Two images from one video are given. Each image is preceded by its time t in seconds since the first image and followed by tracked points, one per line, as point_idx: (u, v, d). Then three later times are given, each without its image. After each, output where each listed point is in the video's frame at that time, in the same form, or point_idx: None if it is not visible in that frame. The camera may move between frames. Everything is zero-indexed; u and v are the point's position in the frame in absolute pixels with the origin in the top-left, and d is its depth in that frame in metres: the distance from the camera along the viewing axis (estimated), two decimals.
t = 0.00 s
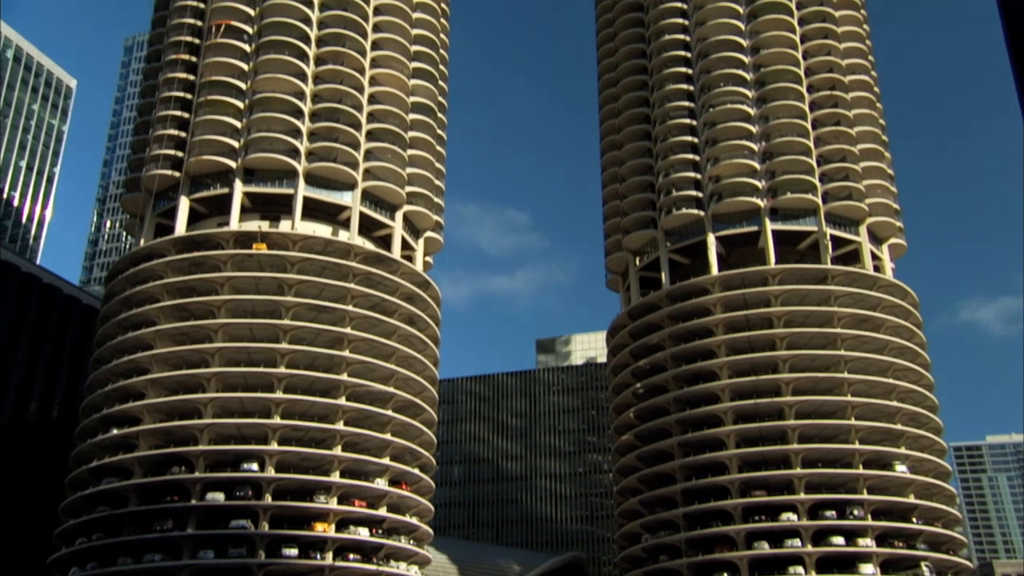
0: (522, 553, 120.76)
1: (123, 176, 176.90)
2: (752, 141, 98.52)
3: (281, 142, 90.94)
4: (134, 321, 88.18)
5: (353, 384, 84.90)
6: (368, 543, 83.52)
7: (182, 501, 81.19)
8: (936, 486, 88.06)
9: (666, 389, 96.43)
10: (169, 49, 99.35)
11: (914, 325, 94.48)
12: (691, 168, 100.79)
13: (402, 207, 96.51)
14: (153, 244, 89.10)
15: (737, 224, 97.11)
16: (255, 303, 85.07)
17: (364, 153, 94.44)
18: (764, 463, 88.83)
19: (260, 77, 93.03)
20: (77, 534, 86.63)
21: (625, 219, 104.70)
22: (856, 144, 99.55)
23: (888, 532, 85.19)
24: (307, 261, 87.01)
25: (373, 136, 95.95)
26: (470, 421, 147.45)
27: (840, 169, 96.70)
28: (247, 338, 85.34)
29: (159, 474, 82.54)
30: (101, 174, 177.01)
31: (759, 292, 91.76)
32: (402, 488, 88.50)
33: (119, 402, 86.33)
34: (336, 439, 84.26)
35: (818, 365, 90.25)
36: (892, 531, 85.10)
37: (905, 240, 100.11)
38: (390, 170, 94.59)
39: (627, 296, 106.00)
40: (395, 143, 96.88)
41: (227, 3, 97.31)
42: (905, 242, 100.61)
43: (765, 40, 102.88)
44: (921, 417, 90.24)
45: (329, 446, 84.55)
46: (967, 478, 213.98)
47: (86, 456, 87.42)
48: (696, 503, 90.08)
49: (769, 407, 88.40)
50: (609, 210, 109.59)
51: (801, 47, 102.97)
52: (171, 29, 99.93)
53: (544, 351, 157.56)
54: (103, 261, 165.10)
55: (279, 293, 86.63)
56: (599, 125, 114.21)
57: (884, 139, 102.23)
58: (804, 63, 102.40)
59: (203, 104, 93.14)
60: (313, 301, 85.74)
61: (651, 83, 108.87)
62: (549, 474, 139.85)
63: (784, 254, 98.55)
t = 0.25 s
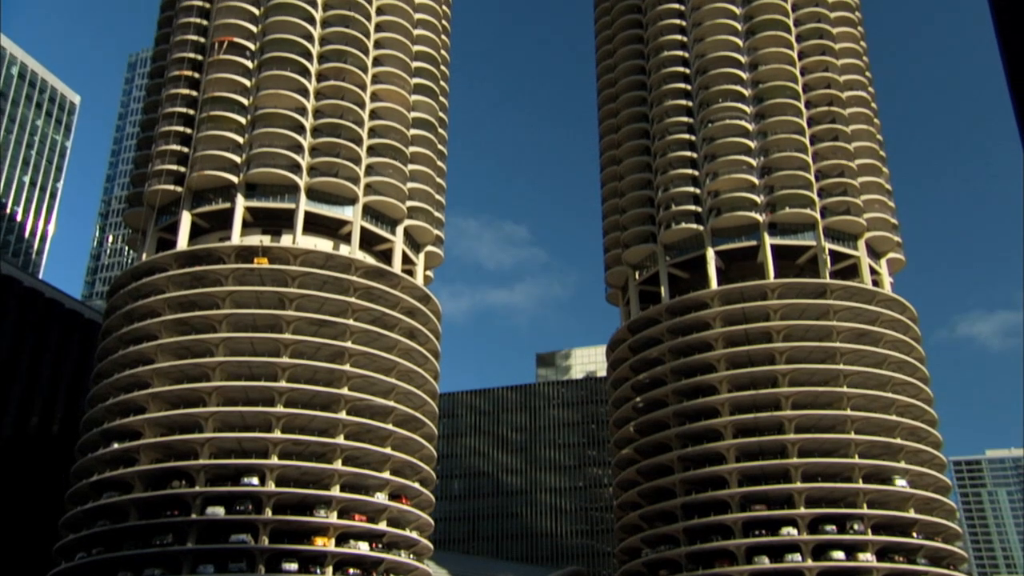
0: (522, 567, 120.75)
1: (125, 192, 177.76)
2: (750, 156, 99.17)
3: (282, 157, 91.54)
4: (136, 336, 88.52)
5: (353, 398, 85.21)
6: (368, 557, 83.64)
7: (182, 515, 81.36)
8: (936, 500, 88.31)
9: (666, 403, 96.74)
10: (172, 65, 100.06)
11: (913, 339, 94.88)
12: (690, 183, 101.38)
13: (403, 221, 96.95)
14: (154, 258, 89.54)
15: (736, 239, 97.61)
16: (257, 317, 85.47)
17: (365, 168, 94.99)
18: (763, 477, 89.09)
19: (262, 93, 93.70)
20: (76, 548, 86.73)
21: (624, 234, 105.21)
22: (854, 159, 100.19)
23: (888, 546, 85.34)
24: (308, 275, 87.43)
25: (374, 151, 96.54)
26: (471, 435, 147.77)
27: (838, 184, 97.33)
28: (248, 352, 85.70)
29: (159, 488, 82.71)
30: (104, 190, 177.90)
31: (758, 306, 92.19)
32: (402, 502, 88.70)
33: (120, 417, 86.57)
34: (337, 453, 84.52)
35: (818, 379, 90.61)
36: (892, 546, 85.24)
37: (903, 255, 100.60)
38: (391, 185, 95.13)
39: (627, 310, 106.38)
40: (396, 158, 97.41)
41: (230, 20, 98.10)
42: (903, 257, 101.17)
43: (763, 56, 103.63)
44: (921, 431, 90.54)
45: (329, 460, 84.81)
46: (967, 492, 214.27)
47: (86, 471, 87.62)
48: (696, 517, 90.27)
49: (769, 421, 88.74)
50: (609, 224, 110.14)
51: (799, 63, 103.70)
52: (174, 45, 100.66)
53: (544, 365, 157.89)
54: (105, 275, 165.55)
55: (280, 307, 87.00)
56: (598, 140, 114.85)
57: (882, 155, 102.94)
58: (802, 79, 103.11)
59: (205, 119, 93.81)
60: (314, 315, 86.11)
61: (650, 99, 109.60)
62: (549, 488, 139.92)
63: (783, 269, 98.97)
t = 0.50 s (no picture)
0: None
1: (128, 208, 178.67)
2: (748, 172, 99.93)
3: (284, 173, 92.22)
4: (137, 351, 88.94)
5: (354, 413, 85.59)
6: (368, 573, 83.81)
7: (183, 530, 81.59)
8: (935, 516, 88.61)
9: (666, 418, 97.12)
10: (175, 82, 100.91)
11: (912, 354, 95.38)
12: (689, 199, 102.08)
13: (404, 237, 97.50)
14: (156, 274, 90.05)
15: (735, 254, 98.23)
16: (258, 332, 85.94)
17: (366, 184, 95.66)
18: (763, 492, 89.38)
19: (265, 110, 94.52)
20: (76, 563, 86.93)
21: (623, 249, 105.77)
22: (851, 175, 100.97)
23: (888, 561, 85.57)
24: (309, 290, 87.94)
25: (375, 167, 97.23)
26: (471, 449, 148.12)
27: (836, 200, 98.09)
28: (248, 367, 86.13)
29: (160, 503, 83.00)
30: (107, 206, 178.82)
31: (757, 321, 92.73)
32: (402, 517, 88.94)
33: (121, 432, 86.89)
34: (337, 468, 84.81)
35: (816, 394, 91.07)
36: (892, 561, 85.46)
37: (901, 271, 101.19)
38: (392, 201, 95.77)
39: (626, 325, 106.85)
40: (396, 174, 98.09)
41: (233, 38, 99.05)
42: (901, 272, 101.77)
43: (761, 73, 104.55)
44: (920, 446, 90.93)
45: (329, 475, 85.09)
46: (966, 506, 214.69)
47: (87, 486, 87.89)
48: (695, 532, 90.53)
49: (768, 436, 89.12)
50: (608, 239, 110.57)
51: (796, 81, 104.62)
52: (178, 62, 101.55)
53: (544, 380, 158.30)
54: (107, 290, 166.05)
55: (281, 322, 87.46)
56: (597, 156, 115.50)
57: (879, 171, 103.75)
58: (799, 96, 104.01)
59: (208, 136, 94.60)
60: (315, 330, 86.58)
61: (649, 116, 110.41)
62: (549, 503, 140.05)
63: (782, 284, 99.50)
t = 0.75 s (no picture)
0: None
1: (130, 223, 179.51)
2: (746, 188, 100.66)
3: (286, 188, 92.92)
4: (138, 365, 89.32)
5: (354, 427, 85.95)
6: None
7: (183, 544, 81.83)
8: (934, 530, 88.89)
9: (665, 432, 97.46)
10: (178, 99, 101.78)
11: (910, 368, 95.86)
12: (687, 214, 102.76)
13: (404, 251, 98.03)
14: (158, 288, 90.51)
15: (733, 269, 98.83)
16: (259, 347, 86.40)
17: (367, 199, 96.31)
18: (762, 506, 89.67)
19: (267, 126, 95.29)
20: None
21: (622, 263, 106.30)
22: (849, 191, 101.74)
23: None
24: (310, 305, 88.42)
25: (376, 183, 97.94)
26: (471, 464, 148.43)
27: (834, 215, 98.82)
28: (249, 381, 86.52)
29: (160, 518, 83.27)
30: (109, 221, 179.65)
31: (756, 335, 93.26)
32: (401, 531, 89.16)
33: (121, 446, 87.19)
34: (337, 482, 85.09)
35: (815, 408, 91.49)
36: None
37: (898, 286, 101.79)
38: (392, 216, 96.43)
39: (625, 339, 107.30)
40: (397, 189, 98.76)
41: (235, 54, 99.92)
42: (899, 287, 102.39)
43: (758, 90, 105.46)
44: (918, 460, 91.31)
45: (329, 489, 85.36)
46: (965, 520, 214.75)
47: (87, 500, 88.15)
48: (695, 546, 90.73)
49: (768, 450, 89.47)
50: (607, 254, 111.10)
51: (794, 97, 105.50)
52: (181, 78, 102.43)
53: (544, 394, 158.65)
54: (109, 305, 166.47)
55: (282, 336, 87.89)
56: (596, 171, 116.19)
57: (876, 187, 104.57)
58: (796, 113, 104.92)
59: (210, 152, 95.39)
60: (315, 344, 87.04)
61: (648, 131, 111.18)
62: (548, 517, 140.15)
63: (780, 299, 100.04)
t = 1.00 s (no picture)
0: None
1: (133, 238, 180.35)
2: (745, 202, 101.36)
3: (287, 203, 93.54)
4: (140, 379, 89.73)
5: (354, 441, 86.28)
6: None
7: (183, 558, 82.10)
8: (934, 544, 89.17)
9: (665, 445, 97.82)
10: (182, 114, 102.62)
11: (908, 382, 96.33)
12: (686, 228, 103.42)
13: (405, 265, 98.54)
14: (160, 302, 91.00)
15: (732, 283, 99.40)
16: (260, 360, 86.87)
17: (368, 214, 96.95)
18: (762, 520, 89.95)
19: (269, 141, 96.06)
20: None
21: (622, 277, 106.81)
22: (846, 206, 102.45)
23: None
24: (311, 319, 88.89)
25: (377, 197, 98.59)
26: (471, 477, 148.70)
27: (832, 230, 99.54)
28: (250, 395, 86.91)
29: (160, 531, 83.55)
30: (112, 236, 180.49)
31: (755, 349, 93.77)
32: (402, 545, 89.39)
33: (122, 460, 87.50)
34: (337, 495, 85.36)
35: (814, 422, 91.89)
36: None
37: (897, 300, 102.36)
38: (393, 231, 97.02)
39: (625, 353, 107.77)
40: (398, 204, 99.42)
41: (238, 71, 100.79)
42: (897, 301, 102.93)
43: (756, 106, 106.29)
44: (917, 474, 91.68)
45: (330, 503, 85.63)
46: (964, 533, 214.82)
47: (88, 514, 88.41)
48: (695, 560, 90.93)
49: (767, 464, 89.83)
50: (607, 268, 111.62)
51: (791, 113, 106.37)
52: (184, 94, 103.28)
53: (544, 407, 158.99)
54: (111, 319, 167.06)
55: (283, 350, 88.31)
56: (596, 185, 116.85)
57: (874, 202, 105.36)
58: (794, 128, 105.74)
59: (213, 167, 96.13)
60: (316, 358, 87.47)
61: (647, 146, 111.95)
62: (548, 531, 140.29)
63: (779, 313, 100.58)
